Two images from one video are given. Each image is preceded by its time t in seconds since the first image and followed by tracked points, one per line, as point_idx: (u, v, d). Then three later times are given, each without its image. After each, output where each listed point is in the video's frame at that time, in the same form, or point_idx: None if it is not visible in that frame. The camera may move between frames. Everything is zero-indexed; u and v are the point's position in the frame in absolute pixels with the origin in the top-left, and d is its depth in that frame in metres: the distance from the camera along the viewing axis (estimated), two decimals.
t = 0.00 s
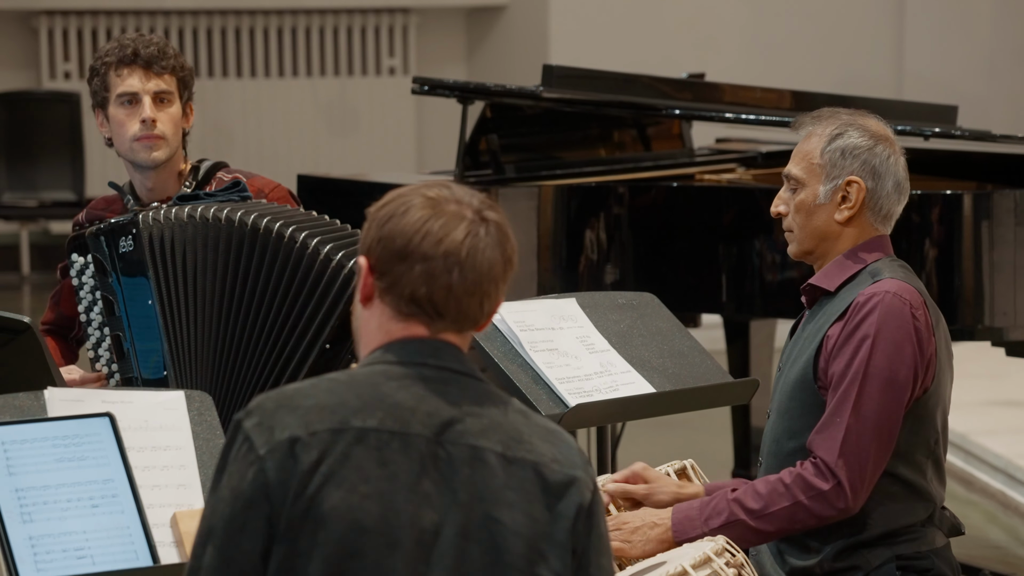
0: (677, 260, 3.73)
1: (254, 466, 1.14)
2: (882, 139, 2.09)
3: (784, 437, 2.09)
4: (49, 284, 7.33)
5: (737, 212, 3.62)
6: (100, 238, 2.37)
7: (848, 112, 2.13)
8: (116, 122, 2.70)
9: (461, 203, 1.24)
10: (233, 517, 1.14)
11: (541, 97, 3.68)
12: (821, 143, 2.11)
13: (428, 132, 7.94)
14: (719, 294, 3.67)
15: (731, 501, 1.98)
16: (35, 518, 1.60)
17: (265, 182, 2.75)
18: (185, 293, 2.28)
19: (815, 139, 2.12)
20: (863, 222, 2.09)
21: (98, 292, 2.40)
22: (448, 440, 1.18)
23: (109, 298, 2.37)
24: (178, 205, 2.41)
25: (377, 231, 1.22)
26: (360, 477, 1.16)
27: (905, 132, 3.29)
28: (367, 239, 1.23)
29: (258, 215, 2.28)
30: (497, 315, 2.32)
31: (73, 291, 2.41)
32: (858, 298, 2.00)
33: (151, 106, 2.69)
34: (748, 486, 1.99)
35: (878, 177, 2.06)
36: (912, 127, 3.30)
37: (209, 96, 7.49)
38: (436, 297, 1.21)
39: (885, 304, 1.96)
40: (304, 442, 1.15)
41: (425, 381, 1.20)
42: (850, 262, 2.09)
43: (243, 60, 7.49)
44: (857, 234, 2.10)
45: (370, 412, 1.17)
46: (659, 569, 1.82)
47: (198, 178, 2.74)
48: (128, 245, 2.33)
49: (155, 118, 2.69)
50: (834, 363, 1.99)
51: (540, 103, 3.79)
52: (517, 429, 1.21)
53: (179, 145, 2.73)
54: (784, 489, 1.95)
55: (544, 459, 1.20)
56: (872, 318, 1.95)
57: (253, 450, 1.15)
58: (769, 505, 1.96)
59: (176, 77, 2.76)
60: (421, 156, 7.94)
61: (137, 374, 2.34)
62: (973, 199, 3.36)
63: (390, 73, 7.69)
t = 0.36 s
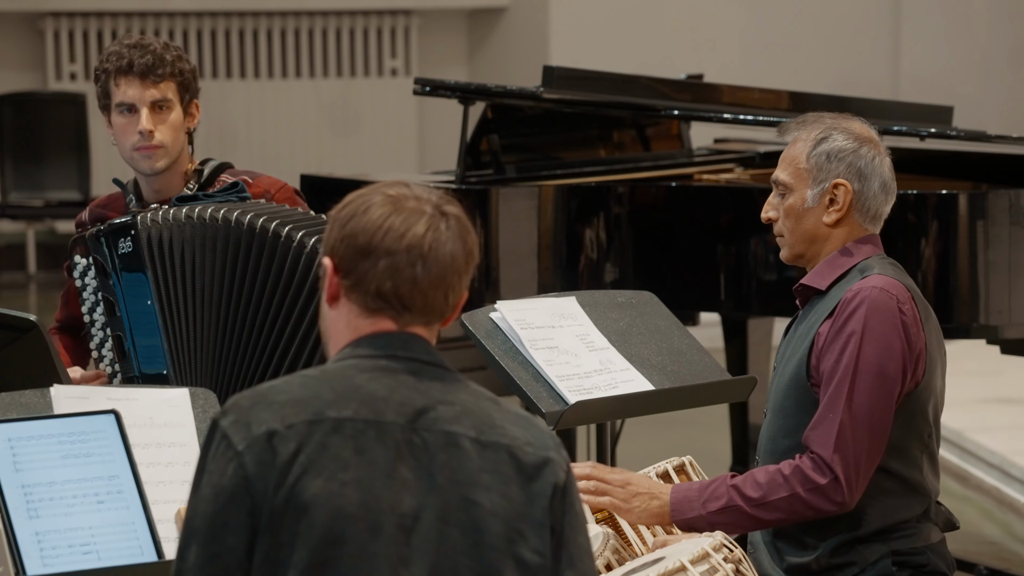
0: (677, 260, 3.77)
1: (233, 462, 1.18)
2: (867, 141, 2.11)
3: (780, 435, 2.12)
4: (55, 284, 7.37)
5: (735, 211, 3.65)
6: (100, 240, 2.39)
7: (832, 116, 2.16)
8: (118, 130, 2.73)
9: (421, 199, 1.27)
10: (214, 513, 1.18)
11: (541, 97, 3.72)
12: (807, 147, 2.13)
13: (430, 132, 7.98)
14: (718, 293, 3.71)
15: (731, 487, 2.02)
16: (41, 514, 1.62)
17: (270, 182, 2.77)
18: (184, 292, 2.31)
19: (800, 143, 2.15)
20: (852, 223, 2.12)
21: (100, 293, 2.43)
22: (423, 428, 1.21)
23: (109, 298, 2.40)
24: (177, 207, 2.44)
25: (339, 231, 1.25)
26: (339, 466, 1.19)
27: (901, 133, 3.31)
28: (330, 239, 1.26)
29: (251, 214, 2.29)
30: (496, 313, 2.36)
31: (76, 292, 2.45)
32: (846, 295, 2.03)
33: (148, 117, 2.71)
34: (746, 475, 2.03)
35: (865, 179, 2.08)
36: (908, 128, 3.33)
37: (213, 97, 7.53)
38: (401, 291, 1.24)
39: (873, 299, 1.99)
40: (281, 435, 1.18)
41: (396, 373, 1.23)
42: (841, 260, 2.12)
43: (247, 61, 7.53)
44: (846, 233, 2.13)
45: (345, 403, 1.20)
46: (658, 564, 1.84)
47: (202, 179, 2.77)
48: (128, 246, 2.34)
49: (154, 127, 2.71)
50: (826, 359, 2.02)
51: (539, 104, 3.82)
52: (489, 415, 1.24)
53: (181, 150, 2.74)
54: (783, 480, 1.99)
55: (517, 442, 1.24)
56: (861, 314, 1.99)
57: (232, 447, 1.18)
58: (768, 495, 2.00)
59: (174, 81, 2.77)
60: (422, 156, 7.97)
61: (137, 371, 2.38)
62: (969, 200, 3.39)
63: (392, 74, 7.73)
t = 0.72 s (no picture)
0: (675, 259, 3.81)
1: (211, 459, 1.21)
2: (857, 140, 2.15)
3: (777, 431, 2.15)
4: (60, 284, 7.40)
5: (730, 211, 3.69)
6: (103, 240, 2.42)
7: (822, 116, 2.19)
8: (137, 121, 2.77)
9: (388, 202, 1.32)
10: (196, 508, 1.22)
11: (539, 98, 3.76)
12: (799, 147, 2.17)
13: (433, 133, 8.02)
14: (715, 292, 3.74)
15: (736, 491, 2.04)
16: (47, 509, 1.66)
17: (275, 180, 2.79)
18: (183, 292, 2.34)
19: (792, 143, 2.18)
20: (844, 222, 2.15)
21: (103, 294, 2.46)
22: (398, 419, 1.25)
23: (111, 299, 2.44)
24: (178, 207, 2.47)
25: (307, 234, 1.30)
26: (315, 457, 1.22)
27: (895, 134, 3.35)
28: (299, 244, 1.30)
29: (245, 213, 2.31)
30: (496, 312, 2.40)
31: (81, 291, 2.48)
32: (846, 295, 2.06)
33: (173, 111, 2.76)
34: (751, 477, 2.06)
35: (856, 177, 2.12)
36: (902, 128, 3.36)
37: (218, 98, 7.57)
38: (370, 289, 1.28)
39: (875, 299, 2.02)
40: (258, 429, 1.22)
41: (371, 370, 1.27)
42: (833, 261, 2.15)
43: (250, 62, 7.56)
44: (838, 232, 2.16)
45: (320, 397, 1.24)
46: (657, 558, 1.88)
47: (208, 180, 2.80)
48: (129, 247, 2.38)
49: (176, 121, 2.76)
50: (827, 360, 2.04)
51: (539, 104, 3.85)
52: (461, 406, 1.28)
53: (197, 148, 2.78)
54: (788, 481, 2.02)
55: (491, 431, 1.27)
56: (862, 314, 2.02)
57: (210, 443, 1.22)
58: (773, 496, 2.02)
59: (199, 81, 2.83)
60: (424, 156, 8.02)
61: (137, 367, 2.43)
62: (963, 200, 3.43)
63: (393, 75, 7.77)
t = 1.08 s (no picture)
0: (675, 256, 3.84)
1: (202, 453, 1.24)
2: (844, 139, 2.17)
3: (771, 428, 2.18)
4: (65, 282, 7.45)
5: (727, 210, 3.72)
6: (107, 238, 2.44)
7: (808, 116, 2.21)
8: (136, 127, 2.79)
9: (378, 207, 1.34)
10: (186, 502, 1.24)
11: (538, 98, 3.78)
12: (787, 148, 2.19)
13: (434, 133, 8.06)
14: (713, 289, 3.77)
15: (729, 481, 2.06)
16: (52, 505, 1.69)
17: (276, 179, 2.82)
18: (181, 287, 2.37)
19: (780, 144, 2.20)
20: (833, 220, 2.18)
21: (106, 291, 2.49)
22: (387, 414, 1.27)
23: (115, 296, 2.47)
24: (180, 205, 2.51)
25: (297, 238, 1.32)
26: (304, 451, 1.24)
27: (892, 133, 3.37)
28: (290, 246, 1.33)
29: (245, 211, 2.33)
30: (496, 308, 2.43)
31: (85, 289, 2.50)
32: (834, 290, 2.09)
33: (169, 117, 2.77)
34: (745, 468, 2.08)
35: (844, 177, 2.14)
36: (899, 127, 3.38)
37: (222, 98, 7.59)
38: (357, 290, 1.30)
39: (861, 293, 2.05)
40: (247, 423, 1.24)
41: (359, 366, 1.29)
42: (823, 258, 2.18)
43: (253, 62, 7.59)
44: (827, 232, 2.19)
45: (309, 393, 1.26)
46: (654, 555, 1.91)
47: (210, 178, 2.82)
48: (133, 245, 2.40)
49: (172, 127, 2.77)
50: (817, 353, 2.07)
51: (539, 104, 3.88)
52: (450, 401, 1.30)
53: (194, 152, 2.80)
54: (780, 471, 2.03)
55: (479, 425, 1.29)
56: (850, 307, 2.04)
57: (201, 438, 1.24)
58: (765, 486, 2.04)
59: (197, 86, 2.84)
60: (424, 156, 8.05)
61: (142, 362, 2.45)
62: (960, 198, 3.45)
63: (395, 74, 7.80)
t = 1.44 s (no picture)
0: (675, 254, 3.84)
1: (206, 452, 1.25)
2: (840, 138, 2.19)
3: (770, 425, 2.19)
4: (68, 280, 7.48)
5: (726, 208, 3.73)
6: (114, 235, 2.44)
7: (805, 116, 2.23)
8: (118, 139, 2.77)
9: (382, 209, 1.35)
10: (189, 501, 1.25)
11: (539, 97, 3.80)
12: (784, 148, 2.20)
13: (435, 131, 8.08)
14: (711, 286, 3.78)
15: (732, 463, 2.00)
16: (55, 501, 1.71)
17: (282, 178, 2.84)
18: (187, 283, 2.39)
19: (777, 144, 2.22)
20: (831, 219, 2.20)
21: (112, 287, 2.49)
22: (391, 413, 1.28)
23: (121, 293, 2.47)
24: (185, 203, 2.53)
25: (303, 240, 1.34)
26: (307, 450, 1.26)
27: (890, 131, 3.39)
28: (295, 248, 1.34)
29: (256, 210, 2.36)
30: (496, 306, 2.45)
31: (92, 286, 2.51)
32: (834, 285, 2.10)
33: (128, 133, 2.70)
34: (746, 453, 2.01)
35: (841, 175, 2.16)
36: (897, 126, 3.40)
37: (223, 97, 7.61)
38: (362, 290, 1.32)
39: (863, 285, 2.06)
40: (250, 422, 1.26)
41: (363, 365, 1.30)
42: (821, 255, 2.20)
43: (254, 62, 7.60)
44: (825, 231, 2.21)
45: (311, 393, 1.27)
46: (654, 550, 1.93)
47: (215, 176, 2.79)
48: (138, 242, 2.40)
49: (138, 141, 2.71)
50: (821, 344, 2.05)
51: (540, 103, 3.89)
52: (452, 401, 1.32)
53: (173, 158, 2.72)
54: (788, 449, 1.97)
55: (481, 425, 1.31)
56: (853, 297, 2.04)
57: (205, 438, 1.26)
58: (772, 465, 1.97)
59: (155, 92, 2.71)
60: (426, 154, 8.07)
61: (147, 363, 2.45)
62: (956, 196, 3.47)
63: (395, 74, 7.82)
